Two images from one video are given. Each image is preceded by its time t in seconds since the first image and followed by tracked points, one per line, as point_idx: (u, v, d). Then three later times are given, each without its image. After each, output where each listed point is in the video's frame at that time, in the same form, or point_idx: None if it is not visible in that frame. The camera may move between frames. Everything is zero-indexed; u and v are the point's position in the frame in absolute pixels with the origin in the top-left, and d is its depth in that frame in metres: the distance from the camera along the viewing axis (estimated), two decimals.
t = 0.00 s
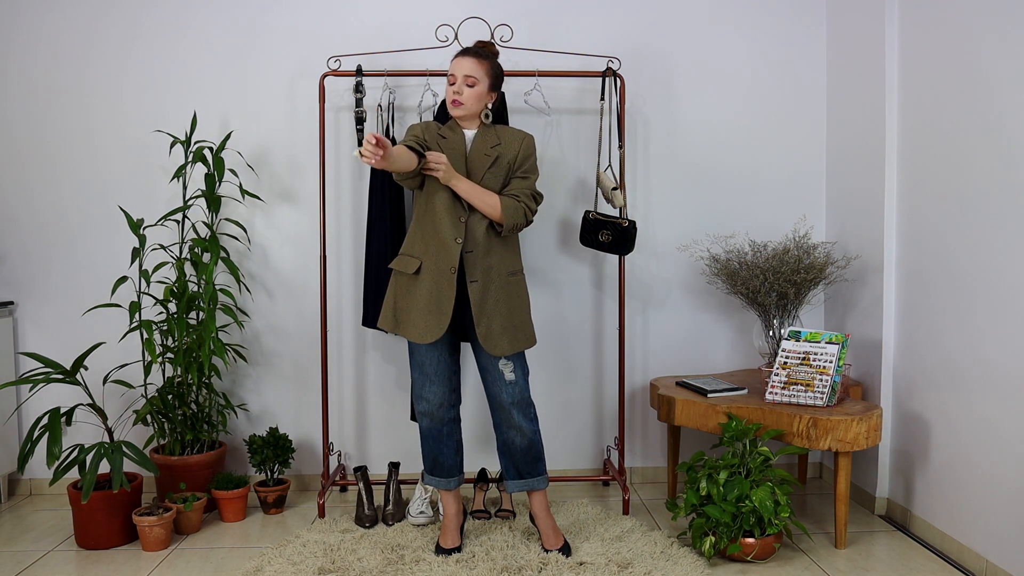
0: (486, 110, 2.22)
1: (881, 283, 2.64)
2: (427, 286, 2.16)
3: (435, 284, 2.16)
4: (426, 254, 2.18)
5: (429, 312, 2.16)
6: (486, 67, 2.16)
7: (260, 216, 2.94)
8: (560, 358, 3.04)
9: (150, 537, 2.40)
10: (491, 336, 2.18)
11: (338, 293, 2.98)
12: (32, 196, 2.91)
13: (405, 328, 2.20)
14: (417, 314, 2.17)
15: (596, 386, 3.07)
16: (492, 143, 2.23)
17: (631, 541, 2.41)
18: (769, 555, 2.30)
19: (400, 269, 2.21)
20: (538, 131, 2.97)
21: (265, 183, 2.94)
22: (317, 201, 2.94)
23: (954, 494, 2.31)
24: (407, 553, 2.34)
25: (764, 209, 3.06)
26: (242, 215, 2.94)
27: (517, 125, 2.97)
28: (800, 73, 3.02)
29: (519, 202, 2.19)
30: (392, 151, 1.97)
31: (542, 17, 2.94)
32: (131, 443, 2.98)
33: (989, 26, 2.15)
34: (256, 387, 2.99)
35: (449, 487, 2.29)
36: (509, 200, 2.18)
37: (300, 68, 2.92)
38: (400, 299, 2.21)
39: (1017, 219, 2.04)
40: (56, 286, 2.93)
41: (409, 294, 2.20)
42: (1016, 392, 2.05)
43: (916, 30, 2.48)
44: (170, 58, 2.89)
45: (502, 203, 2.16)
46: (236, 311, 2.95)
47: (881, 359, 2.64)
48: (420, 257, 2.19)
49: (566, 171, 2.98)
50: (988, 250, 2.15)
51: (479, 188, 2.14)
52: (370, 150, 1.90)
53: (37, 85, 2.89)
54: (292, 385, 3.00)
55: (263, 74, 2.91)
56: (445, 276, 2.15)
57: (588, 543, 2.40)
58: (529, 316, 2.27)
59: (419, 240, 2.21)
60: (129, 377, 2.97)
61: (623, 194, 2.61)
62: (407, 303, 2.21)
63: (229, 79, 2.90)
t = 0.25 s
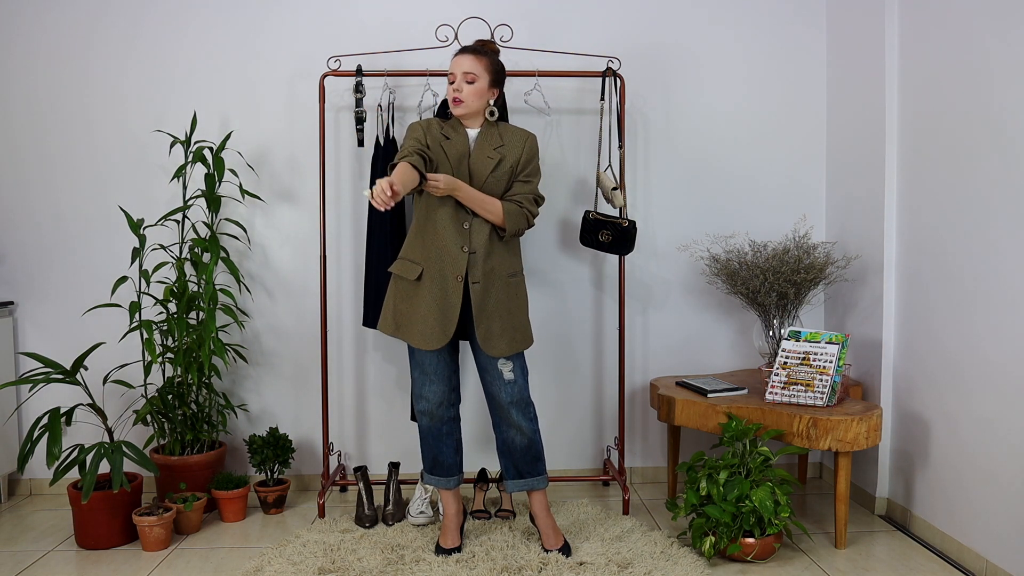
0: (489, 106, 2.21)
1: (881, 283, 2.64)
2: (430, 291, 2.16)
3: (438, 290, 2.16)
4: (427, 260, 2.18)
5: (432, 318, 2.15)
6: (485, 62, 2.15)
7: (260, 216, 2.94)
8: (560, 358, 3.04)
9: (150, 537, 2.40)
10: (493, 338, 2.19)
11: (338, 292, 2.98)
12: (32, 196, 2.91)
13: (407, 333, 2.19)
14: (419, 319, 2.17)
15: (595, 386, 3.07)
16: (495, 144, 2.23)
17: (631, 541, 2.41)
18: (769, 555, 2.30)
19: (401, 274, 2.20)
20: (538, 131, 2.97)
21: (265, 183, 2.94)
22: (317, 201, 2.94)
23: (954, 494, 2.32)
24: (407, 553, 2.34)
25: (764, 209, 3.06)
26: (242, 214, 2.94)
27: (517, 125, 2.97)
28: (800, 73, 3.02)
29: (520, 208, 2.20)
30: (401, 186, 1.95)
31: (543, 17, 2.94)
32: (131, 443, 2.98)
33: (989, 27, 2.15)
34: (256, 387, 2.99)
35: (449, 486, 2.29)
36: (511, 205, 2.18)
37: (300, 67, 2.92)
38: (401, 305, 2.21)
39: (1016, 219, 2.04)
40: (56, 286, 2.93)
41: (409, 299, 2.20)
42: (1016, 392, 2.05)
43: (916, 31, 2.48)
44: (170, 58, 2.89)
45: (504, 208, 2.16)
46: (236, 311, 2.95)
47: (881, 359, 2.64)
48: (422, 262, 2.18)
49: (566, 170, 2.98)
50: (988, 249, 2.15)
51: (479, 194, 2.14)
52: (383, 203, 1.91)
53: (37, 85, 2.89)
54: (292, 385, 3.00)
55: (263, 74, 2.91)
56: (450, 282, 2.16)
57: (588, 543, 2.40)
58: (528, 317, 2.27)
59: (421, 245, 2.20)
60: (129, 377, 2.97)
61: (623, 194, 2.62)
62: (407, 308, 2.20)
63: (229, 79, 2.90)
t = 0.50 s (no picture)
0: (486, 107, 2.20)
1: (881, 283, 2.64)
2: (431, 295, 2.16)
3: (439, 293, 2.16)
4: (427, 265, 2.18)
5: (434, 322, 2.16)
6: (481, 63, 2.14)
7: (260, 216, 2.94)
8: (560, 358, 3.04)
9: (150, 537, 2.40)
10: (492, 338, 2.18)
11: (338, 293, 2.98)
12: (32, 196, 2.91)
13: (409, 337, 2.19)
14: (421, 324, 2.17)
15: (595, 386, 3.07)
16: (495, 144, 2.23)
17: (631, 541, 2.41)
18: (769, 555, 2.30)
19: (402, 279, 2.20)
20: (538, 131, 2.97)
21: (265, 183, 2.94)
22: (317, 201, 2.94)
23: (954, 493, 2.31)
24: (407, 553, 2.34)
25: (764, 209, 3.06)
26: (242, 214, 2.94)
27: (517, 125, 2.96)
28: (800, 72, 3.02)
29: (524, 209, 2.20)
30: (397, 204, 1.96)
31: (543, 17, 2.94)
32: (131, 443, 2.98)
33: (989, 26, 2.15)
34: (256, 387, 2.99)
35: (449, 486, 2.29)
36: (514, 207, 2.18)
37: (300, 67, 2.92)
38: (402, 309, 2.21)
39: (1017, 218, 2.04)
40: (56, 286, 2.93)
41: (411, 303, 2.20)
42: (1016, 392, 2.05)
43: (916, 30, 2.48)
44: (170, 57, 2.89)
45: (508, 210, 2.16)
46: (236, 311, 2.95)
47: (881, 359, 2.64)
48: (422, 266, 2.18)
49: (566, 170, 2.98)
50: (988, 249, 2.15)
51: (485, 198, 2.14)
52: (386, 227, 1.91)
53: (37, 85, 2.89)
54: (292, 385, 3.00)
55: (263, 74, 2.91)
56: (452, 286, 2.16)
57: (588, 543, 2.40)
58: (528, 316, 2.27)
59: (421, 249, 2.20)
60: (129, 377, 2.97)
61: (623, 194, 2.61)
62: (408, 312, 2.20)
63: (229, 79, 2.90)
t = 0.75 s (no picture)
0: (483, 107, 2.19)
1: (881, 283, 2.64)
2: (432, 296, 2.16)
3: (439, 293, 2.16)
4: (428, 266, 2.17)
5: (435, 323, 2.16)
6: (475, 64, 2.13)
7: (260, 216, 2.94)
8: (560, 358, 3.04)
9: (150, 537, 2.40)
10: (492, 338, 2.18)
11: (338, 293, 2.98)
12: (32, 196, 2.91)
13: (410, 337, 2.19)
14: (423, 326, 2.17)
15: (595, 386, 3.07)
16: (491, 143, 2.23)
17: (631, 541, 2.41)
18: (769, 555, 2.30)
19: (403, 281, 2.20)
20: (538, 131, 2.97)
21: (265, 183, 2.94)
22: (317, 201, 2.94)
23: (954, 493, 2.31)
24: (407, 553, 2.34)
25: (763, 209, 3.06)
26: (242, 214, 2.94)
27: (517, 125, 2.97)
28: (800, 72, 3.02)
29: (517, 194, 2.15)
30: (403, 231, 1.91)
31: (543, 17, 2.94)
32: (131, 443, 2.98)
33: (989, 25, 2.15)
34: (256, 387, 2.99)
35: (449, 486, 2.29)
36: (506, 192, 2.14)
37: (300, 67, 2.92)
38: (403, 310, 2.20)
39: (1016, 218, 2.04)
40: (55, 286, 2.93)
41: (412, 305, 2.19)
42: (1016, 392, 2.05)
43: (916, 30, 2.48)
44: (169, 57, 2.89)
45: (499, 194, 2.11)
46: (236, 311, 2.95)
47: (881, 359, 2.64)
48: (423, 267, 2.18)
49: (566, 170, 2.98)
50: (988, 249, 2.15)
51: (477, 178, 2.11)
52: (415, 255, 1.87)
53: (37, 85, 2.89)
54: (292, 385, 3.00)
55: (263, 74, 2.91)
56: (452, 286, 2.16)
57: (588, 543, 2.40)
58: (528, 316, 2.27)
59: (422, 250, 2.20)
60: (129, 377, 2.97)
61: (623, 194, 2.61)
62: (410, 314, 2.20)
63: (229, 79, 2.90)
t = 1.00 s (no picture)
0: (484, 107, 2.19)
1: (881, 283, 2.64)
2: (431, 295, 2.16)
3: (439, 293, 2.16)
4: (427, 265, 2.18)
5: (435, 322, 2.16)
6: (474, 65, 2.13)
7: (260, 216, 2.94)
8: (560, 358, 3.04)
9: (150, 537, 2.40)
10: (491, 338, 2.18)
11: (338, 293, 2.98)
12: (32, 196, 2.91)
13: (410, 337, 2.20)
14: (423, 325, 2.17)
15: (595, 386, 3.07)
16: (488, 138, 2.22)
17: (631, 541, 2.41)
18: (769, 555, 2.30)
19: (404, 281, 2.21)
20: (538, 131, 2.97)
21: (265, 183, 2.94)
22: (317, 201, 2.93)
23: (954, 493, 2.31)
24: (407, 553, 2.34)
25: (764, 209, 3.06)
26: (242, 214, 2.94)
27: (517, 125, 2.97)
28: (800, 72, 3.02)
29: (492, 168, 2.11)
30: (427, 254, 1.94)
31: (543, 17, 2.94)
32: (131, 443, 2.98)
33: (990, 25, 2.15)
34: (256, 387, 2.99)
35: (449, 486, 2.29)
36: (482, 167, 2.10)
37: (300, 67, 2.92)
38: (404, 310, 2.21)
39: (1017, 218, 2.04)
40: (55, 286, 2.93)
41: (412, 305, 2.20)
42: (1016, 392, 2.05)
43: (916, 30, 2.48)
44: (169, 57, 2.89)
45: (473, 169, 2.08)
46: (236, 311, 2.95)
47: (881, 360, 2.64)
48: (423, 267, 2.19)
49: (565, 170, 2.98)
50: (988, 249, 2.15)
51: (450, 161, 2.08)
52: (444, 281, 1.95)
53: (37, 85, 2.89)
54: (292, 385, 3.00)
55: (263, 74, 2.91)
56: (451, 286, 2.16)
57: (588, 543, 2.40)
58: (528, 317, 2.27)
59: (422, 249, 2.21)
60: (129, 377, 2.97)
61: (623, 194, 2.61)
62: (412, 313, 2.20)
63: (228, 79, 2.90)
